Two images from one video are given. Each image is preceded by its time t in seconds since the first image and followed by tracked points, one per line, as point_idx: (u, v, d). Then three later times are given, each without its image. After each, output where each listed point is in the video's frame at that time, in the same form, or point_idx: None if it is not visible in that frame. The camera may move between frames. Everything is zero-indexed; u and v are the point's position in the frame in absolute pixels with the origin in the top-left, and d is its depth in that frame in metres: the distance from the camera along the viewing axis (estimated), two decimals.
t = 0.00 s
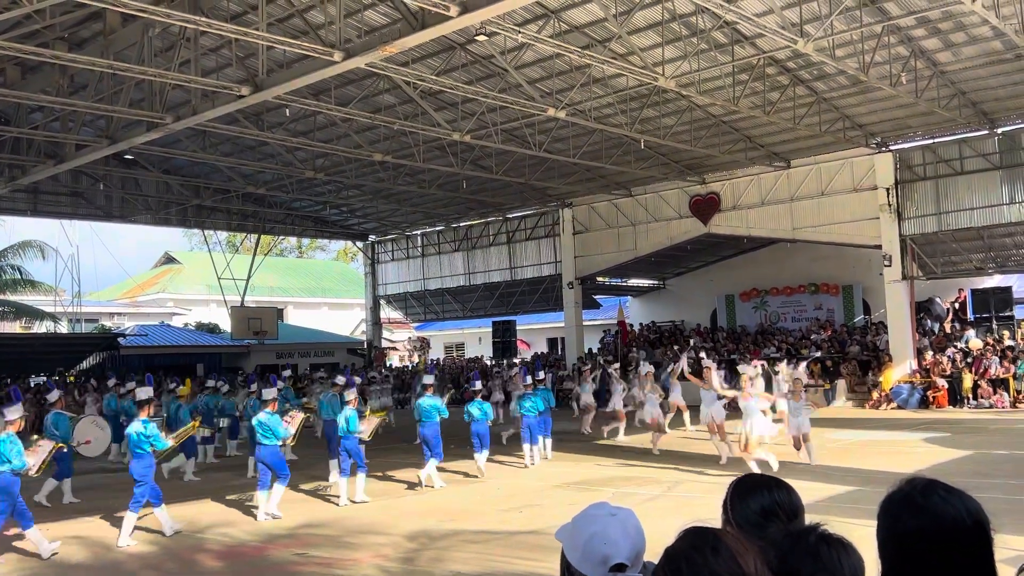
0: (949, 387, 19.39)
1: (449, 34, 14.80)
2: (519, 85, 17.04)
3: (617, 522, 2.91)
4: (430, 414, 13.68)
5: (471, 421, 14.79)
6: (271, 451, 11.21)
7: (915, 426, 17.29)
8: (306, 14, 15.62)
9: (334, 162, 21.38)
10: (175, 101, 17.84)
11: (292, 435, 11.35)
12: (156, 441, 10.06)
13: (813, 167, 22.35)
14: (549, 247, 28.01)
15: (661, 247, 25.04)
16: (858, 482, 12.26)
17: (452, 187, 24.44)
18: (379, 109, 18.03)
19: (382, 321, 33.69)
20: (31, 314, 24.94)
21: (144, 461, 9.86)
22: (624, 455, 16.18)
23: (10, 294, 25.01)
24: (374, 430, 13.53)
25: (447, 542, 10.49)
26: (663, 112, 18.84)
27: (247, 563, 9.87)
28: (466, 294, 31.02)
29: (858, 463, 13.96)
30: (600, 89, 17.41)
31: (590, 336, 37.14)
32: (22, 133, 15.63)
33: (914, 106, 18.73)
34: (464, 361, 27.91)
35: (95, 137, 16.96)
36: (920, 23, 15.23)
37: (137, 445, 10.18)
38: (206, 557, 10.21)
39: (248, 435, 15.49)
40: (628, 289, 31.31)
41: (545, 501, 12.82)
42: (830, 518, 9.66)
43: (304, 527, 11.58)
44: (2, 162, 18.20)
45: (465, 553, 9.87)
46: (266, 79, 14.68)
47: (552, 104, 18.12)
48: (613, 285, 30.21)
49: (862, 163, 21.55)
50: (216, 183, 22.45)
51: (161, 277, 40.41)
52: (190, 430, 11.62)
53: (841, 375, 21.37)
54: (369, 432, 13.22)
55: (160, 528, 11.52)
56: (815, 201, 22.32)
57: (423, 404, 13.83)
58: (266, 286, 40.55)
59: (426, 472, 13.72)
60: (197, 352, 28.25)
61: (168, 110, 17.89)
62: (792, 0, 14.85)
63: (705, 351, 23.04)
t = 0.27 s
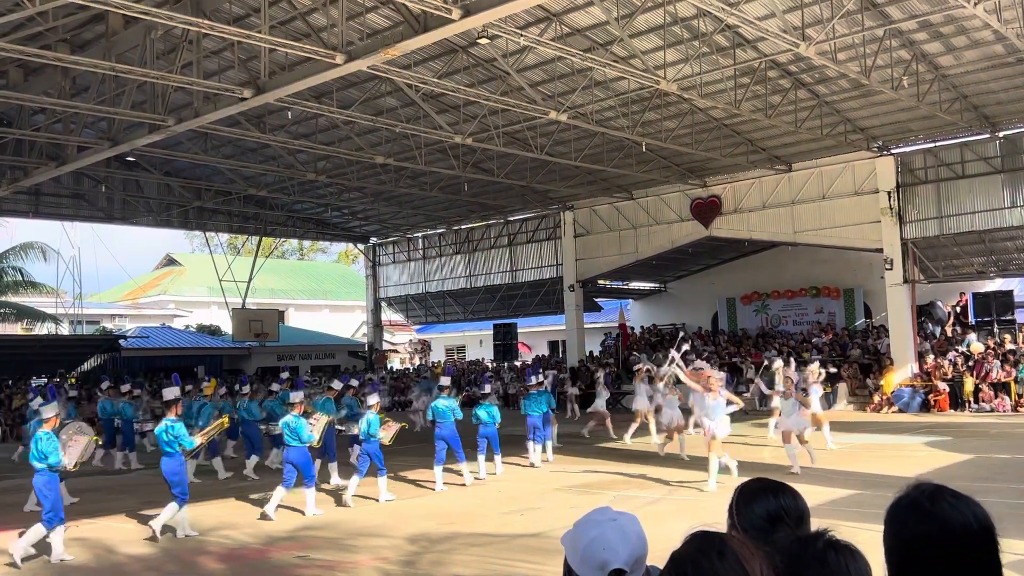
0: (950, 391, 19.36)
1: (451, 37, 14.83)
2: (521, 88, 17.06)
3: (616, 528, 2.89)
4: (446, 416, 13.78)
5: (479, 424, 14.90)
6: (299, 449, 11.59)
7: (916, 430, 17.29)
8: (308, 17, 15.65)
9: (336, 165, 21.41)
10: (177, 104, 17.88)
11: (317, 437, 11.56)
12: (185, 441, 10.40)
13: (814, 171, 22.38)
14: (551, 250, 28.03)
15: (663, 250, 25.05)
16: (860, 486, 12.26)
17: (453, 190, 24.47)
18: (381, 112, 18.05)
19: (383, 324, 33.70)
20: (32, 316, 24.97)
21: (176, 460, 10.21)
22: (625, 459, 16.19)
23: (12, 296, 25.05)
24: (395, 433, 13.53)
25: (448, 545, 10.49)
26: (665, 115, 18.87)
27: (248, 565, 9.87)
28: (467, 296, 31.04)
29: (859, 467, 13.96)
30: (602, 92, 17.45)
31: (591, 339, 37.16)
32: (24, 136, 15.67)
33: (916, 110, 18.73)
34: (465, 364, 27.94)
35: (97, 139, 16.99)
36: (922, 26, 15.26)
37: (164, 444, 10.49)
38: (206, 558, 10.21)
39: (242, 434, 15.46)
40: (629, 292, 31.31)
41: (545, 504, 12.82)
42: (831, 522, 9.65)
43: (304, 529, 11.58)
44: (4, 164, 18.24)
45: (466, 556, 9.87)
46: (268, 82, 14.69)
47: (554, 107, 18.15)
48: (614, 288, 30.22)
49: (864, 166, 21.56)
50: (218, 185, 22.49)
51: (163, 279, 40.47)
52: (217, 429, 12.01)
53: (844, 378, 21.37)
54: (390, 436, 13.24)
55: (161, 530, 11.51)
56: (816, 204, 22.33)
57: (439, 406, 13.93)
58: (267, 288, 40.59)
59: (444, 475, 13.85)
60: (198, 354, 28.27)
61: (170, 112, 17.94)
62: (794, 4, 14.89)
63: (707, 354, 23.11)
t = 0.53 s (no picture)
0: (953, 395, 19.40)
1: (454, 40, 14.84)
2: (523, 91, 17.07)
3: (614, 532, 2.85)
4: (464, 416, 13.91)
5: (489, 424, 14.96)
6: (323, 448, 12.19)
7: (919, 434, 17.26)
8: (311, 19, 15.68)
9: (338, 167, 21.44)
10: (180, 106, 17.90)
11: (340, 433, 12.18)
12: (211, 441, 10.47)
13: (816, 175, 22.38)
14: (552, 253, 28.04)
15: (665, 253, 25.05)
16: (862, 490, 12.24)
17: (455, 192, 24.49)
18: (384, 115, 18.08)
19: (384, 326, 33.70)
20: (34, 318, 24.98)
21: (206, 459, 10.28)
22: (627, 462, 16.18)
23: (14, 298, 25.07)
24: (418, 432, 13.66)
25: (449, 548, 10.48)
26: (667, 119, 18.88)
27: (249, 567, 9.85)
28: (469, 299, 31.04)
29: (862, 471, 13.94)
30: (604, 95, 17.46)
31: (593, 342, 37.13)
32: (27, 138, 15.69)
33: (918, 114, 18.72)
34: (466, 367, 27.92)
35: (100, 141, 17.00)
36: (924, 31, 15.26)
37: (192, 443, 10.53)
38: (208, 560, 10.20)
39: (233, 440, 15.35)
40: (631, 295, 31.29)
41: (547, 507, 12.80)
42: (833, 526, 9.64)
43: (306, 532, 11.57)
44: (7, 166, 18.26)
45: (468, 559, 9.85)
46: (271, 84, 14.70)
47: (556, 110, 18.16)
48: (616, 291, 30.22)
49: (866, 170, 21.55)
50: (220, 187, 22.52)
51: (165, 281, 40.50)
52: (244, 430, 12.28)
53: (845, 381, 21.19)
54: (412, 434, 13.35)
55: (162, 533, 11.50)
56: (818, 208, 22.32)
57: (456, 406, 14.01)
58: (269, 290, 40.61)
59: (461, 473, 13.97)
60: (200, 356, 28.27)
61: (173, 115, 17.95)
62: (796, 8, 14.91)
63: (709, 357, 23.11)
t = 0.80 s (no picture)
0: (954, 399, 19.36)
1: (456, 43, 14.86)
2: (526, 94, 17.08)
3: (611, 538, 2.84)
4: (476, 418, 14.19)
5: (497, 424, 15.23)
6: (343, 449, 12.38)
7: (921, 438, 17.21)
8: (314, 22, 15.69)
9: (341, 169, 21.46)
10: (183, 108, 17.92)
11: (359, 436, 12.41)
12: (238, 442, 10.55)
13: (818, 178, 22.38)
14: (554, 255, 28.03)
15: (667, 256, 25.03)
16: (864, 493, 12.23)
17: (458, 195, 24.50)
18: (386, 118, 18.09)
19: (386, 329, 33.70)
20: (36, 320, 24.99)
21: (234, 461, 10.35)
22: (629, 465, 16.16)
23: (16, 299, 25.08)
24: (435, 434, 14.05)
25: (451, 551, 10.46)
26: (670, 121, 18.89)
27: (251, 569, 9.84)
28: (471, 301, 31.03)
29: (864, 475, 13.92)
30: (606, 98, 17.47)
31: (595, 345, 37.11)
32: (30, 140, 15.70)
33: (921, 117, 18.71)
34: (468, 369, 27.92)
35: (102, 144, 17.02)
36: (926, 34, 15.27)
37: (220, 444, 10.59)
38: (209, 562, 10.18)
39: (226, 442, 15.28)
40: (633, 298, 31.27)
41: (549, 510, 12.78)
42: (835, 529, 9.61)
43: (307, 534, 11.55)
44: (10, 168, 18.28)
45: (469, 562, 9.84)
46: (273, 87, 14.71)
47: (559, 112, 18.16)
48: (618, 294, 30.23)
49: (868, 173, 21.55)
50: (223, 189, 22.55)
51: (167, 283, 40.53)
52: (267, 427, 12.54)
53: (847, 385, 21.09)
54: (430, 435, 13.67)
55: (164, 535, 11.49)
56: (821, 211, 22.30)
57: (469, 407, 14.26)
58: (271, 293, 40.62)
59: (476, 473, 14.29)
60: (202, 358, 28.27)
61: (175, 117, 17.97)
62: (798, 11, 14.92)
63: (711, 360, 23.12)
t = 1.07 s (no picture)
0: (956, 404, 19.42)
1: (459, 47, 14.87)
2: (528, 98, 17.09)
3: (604, 543, 2.83)
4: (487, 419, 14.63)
5: (499, 428, 15.70)
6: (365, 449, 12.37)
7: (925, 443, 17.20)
8: (317, 25, 15.72)
9: (343, 173, 21.47)
10: (186, 111, 17.94)
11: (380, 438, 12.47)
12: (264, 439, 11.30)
13: (821, 182, 22.38)
14: (556, 259, 28.04)
15: (669, 259, 25.02)
16: (866, 498, 12.20)
17: (460, 199, 24.52)
18: (388, 121, 18.11)
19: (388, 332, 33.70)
20: (38, 322, 25.01)
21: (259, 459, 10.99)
22: (631, 470, 16.15)
23: (18, 301, 25.11)
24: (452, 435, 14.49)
25: (452, 555, 10.44)
26: (672, 126, 18.89)
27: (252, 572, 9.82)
28: (473, 305, 31.04)
29: (867, 480, 13.90)
30: (608, 102, 17.49)
31: (597, 348, 37.10)
32: (33, 142, 15.71)
33: (923, 122, 18.70)
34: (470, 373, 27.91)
35: (105, 146, 17.04)
36: (929, 39, 15.27)
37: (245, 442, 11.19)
38: (209, 566, 10.17)
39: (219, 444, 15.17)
40: (635, 302, 31.25)
41: (550, 514, 12.75)
42: (836, 535, 9.59)
43: (308, 537, 11.53)
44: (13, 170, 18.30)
45: (470, 566, 9.82)
46: (276, 90, 14.72)
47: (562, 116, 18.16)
48: (620, 298, 30.22)
49: (871, 178, 21.54)
50: (225, 192, 22.57)
51: (169, 286, 40.58)
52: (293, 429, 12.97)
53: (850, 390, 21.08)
54: (447, 436, 14.07)
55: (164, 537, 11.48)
56: (823, 216, 22.29)
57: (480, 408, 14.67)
58: (272, 295, 40.64)
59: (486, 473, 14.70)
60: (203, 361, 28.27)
61: (178, 120, 17.99)
62: (801, 16, 14.92)
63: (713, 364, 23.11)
